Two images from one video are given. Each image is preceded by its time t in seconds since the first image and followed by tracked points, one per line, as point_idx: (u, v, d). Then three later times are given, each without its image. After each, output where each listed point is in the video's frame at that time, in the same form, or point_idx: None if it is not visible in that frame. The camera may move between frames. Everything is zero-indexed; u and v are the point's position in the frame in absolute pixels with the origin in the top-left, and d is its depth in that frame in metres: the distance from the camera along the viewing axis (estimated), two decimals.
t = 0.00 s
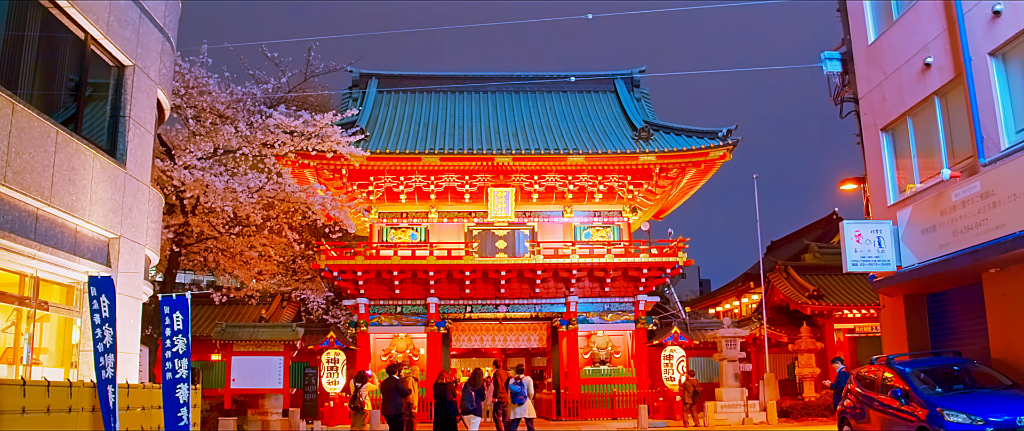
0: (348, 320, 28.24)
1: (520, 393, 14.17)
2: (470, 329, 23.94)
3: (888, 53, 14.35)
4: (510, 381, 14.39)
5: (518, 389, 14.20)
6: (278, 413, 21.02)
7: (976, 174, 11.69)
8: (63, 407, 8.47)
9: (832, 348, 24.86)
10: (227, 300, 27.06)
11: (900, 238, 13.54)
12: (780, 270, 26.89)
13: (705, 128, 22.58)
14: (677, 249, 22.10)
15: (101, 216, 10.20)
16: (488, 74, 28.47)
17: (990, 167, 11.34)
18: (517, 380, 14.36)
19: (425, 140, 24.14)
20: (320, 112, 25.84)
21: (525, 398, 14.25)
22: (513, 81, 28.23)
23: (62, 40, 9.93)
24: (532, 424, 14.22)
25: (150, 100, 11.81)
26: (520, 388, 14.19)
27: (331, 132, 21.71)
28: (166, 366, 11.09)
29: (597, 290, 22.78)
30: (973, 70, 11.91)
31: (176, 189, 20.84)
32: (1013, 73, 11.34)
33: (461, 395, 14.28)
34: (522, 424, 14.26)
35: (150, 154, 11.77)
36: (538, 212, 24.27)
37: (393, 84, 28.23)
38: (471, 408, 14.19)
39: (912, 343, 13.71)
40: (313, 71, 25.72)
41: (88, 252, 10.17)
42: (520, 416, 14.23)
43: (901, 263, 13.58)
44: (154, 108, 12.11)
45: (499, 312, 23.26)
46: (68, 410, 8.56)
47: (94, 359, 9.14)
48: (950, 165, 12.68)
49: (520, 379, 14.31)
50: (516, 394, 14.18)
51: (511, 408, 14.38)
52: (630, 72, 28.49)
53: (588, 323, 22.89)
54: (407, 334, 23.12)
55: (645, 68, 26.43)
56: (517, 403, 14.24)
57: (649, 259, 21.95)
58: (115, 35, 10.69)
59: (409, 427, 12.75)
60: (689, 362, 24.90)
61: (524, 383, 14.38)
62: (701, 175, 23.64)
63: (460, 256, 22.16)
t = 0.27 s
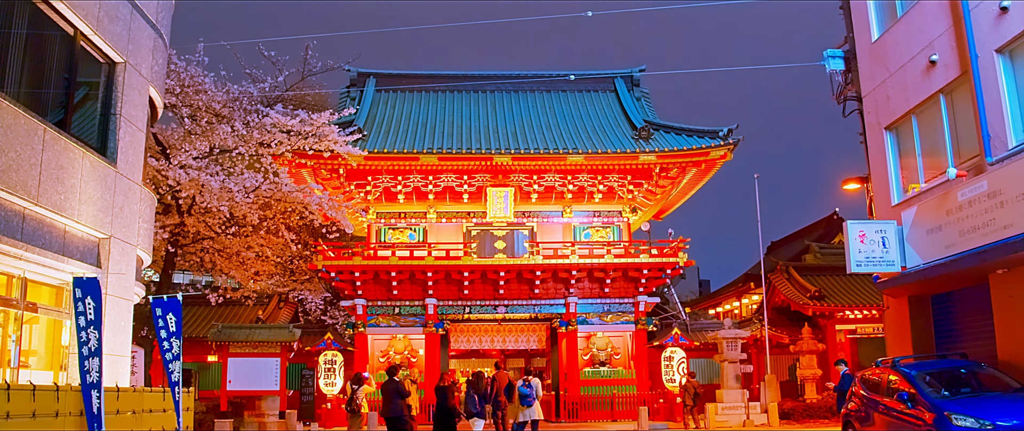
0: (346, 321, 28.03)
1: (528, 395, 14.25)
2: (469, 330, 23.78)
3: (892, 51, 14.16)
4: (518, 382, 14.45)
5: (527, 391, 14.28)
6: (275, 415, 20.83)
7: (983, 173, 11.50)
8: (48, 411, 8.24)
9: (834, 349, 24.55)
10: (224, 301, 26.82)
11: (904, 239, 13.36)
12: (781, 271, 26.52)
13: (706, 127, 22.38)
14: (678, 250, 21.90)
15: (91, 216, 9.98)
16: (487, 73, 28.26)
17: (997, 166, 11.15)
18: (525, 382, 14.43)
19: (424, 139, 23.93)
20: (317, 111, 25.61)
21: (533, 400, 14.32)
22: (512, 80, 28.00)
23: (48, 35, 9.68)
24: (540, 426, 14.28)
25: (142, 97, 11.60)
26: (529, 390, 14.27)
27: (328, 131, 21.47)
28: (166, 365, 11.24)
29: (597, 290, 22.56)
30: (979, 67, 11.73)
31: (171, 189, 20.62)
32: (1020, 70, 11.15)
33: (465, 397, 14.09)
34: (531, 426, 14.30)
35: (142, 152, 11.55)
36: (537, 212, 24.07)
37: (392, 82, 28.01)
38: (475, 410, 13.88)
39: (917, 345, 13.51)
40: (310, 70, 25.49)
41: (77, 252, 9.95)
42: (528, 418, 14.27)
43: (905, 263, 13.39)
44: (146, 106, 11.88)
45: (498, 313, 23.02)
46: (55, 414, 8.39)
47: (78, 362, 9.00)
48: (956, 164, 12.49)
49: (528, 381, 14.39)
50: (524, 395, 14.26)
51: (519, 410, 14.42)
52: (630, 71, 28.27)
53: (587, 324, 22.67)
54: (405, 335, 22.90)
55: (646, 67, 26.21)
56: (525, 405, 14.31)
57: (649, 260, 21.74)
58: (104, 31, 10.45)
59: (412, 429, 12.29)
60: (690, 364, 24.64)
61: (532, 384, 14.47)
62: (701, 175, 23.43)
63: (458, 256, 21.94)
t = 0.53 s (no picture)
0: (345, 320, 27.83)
1: (536, 396, 14.32)
2: (469, 329, 23.57)
3: (898, 46, 13.95)
4: (525, 381, 14.49)
5: (534, 391, 14.30)
6: (272, 415, 20.64)
7: (991, 169, 11.28)
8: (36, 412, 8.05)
9: (837, 348, 24.31)
10: (221, 300, 26.59)
11: (911, 237, 13.14)
12: (781, 271, 26.40)
13: (708, 125, 22.17)
14: (679, 248, 21.70)
15: (82, 212, 9.78)
16: (487, 70, 28.03)
17: (1007, 162, 10.94)
18: (531, 380, 14.50)
19: (423, 137, 23.72)
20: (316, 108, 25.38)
21: (540, 400, 14.42)
22: (512, 78, 27.76)
23: (37, 27, 9.48)
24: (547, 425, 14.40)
25: (135, 92, 11.39)
26: (536, 390, 14.34)
27: (326, 128, 21.25)
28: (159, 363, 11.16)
29: (598, 289, 22.37)
30: (988, 62, 11.51)
31: (168, 186, 20.44)
32: None
33: (471, 396, 13.90)
34: (538, 425, 14.42)
35: (136, 148, 11.35)
36: (537, 210, 23.86)
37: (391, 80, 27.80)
38: (481, 410, 13.67)
39: (924, 345, 13.28)
40: (309, 67, 25.26)
41: (68, 250, 9.75)
42: (536, 417, 14.36)
43: (912, 262, 13.17)
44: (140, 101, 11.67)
45: (498, 312, 22.78)
46: (43, 415, 8.21)
47: (64, 362, 8.78)
48: (964, 161, 12.28)
49: (535, 381, 14.44)
50: (530, 394, 14.34)
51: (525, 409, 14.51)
52: (631, 69, 28.05)
53: (588, 324, 22.43)
54: (405, 334, 22.68)
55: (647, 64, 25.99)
56: (532, 404, 14.40)
57: (651, 258, 21.55)
58: (97, 23, 10.25)
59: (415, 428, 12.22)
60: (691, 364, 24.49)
61: (539, 384, 14.53)
62: (703, 174, 23.22)
63: (458, 255, 21.73)
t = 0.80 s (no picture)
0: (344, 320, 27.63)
1: (541, 397, 14.37)
2: (468, 329, 23.35)
3: (904, 42, 13.75)
4: (531, 383, 14.55)
5: (539, 392, 14.38)
6: (270, 415, 20.46)
7: (1001, 167, 11.07)
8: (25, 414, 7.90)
9: (840, 348, 24.06)
10: (219, 299, 26.40)
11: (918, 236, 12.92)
12: (785, 269, 26.47)
13: (710, 123, 21.96)
14: (681, 247, 21.50)
15: (74, 210, 9.57)
16: (487, 68, 27.80)
17: (1017, 159, 10.72)
18: (537, 382, 14.56)
19: (422, 135, 23.51)
20: (315, 106, 25.16)
21: (546, 401, 14.46)
22: (512, 76, 27.53)
23: (27, 19, 9.28)
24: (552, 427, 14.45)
25: (129, 87, 11.19)
26: (541, 392, 14.39)
27: (325, 126, 21.04)
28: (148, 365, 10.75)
29: (598, 289, 22.16)
30: (998, 57, 11.31)
31: (165, 184, 20.27)
32: None
33: (476, 396, 13.72)
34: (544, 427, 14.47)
35: (129, 144, 11.14)
36: (537, 209, 23.64)
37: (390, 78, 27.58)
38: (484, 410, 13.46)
39: (931, 345, 13.07)
40: (308, 64, 25.04)
41: (59, 248, 9.55)
42: (541, 419, 14.42)
43: (919, 261, 12.95)
44: (134, 96, 11.46)
45: (498, 312, 22.58)
46: (30, 417, 8.00)
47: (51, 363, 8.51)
48: (972, 159, 12.07)
49: (541, 382, 14.49)
50: (536, 396, 14.40)
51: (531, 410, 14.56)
52: (632, 67, 27.84)
53: (589, 324, 22.22)
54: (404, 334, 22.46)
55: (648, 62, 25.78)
56: (538, 406, 14.43)
57: (652, 258, 21.37)
58: (89, 16, 10.05)
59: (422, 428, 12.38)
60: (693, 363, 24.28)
61: (545, 385, 14.58)
62: (704, 172, 23.01)
63: (458, 254, 21.53)
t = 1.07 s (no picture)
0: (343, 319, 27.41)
1: (548, 396, 14.16)
2: (468, 327, 23.02)
3: (911, 35, 13.53)
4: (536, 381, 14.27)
5: (546, 391, 14.13)
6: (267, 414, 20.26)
7: (1011, 161, 10.86)
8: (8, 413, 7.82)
9: (843, 347, 23.98)
10: (216, 297, 26.16)
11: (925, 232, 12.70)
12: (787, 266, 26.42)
13: (711, 120, 21.72)
14: (683, 245, 21.27)
15: (62, 205, 9.34)
16: (487, 64, 27.54)
17: None
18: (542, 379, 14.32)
19: (421, 131, 23.28)
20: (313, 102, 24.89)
21: (552, 399, 14.27)
22: (512, 72, 27.29)
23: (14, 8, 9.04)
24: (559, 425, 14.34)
25: (120, 80, 10.96)
26: (548, 390, 14.16)
27: (322, 122, 20.78)
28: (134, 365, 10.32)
29: (599, 287, 21.94)
30: (1007, 49, 11.09)
31: (160, 181, 20.05)
32: None
33: (479, 395, 13.50)
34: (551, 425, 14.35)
35: (120, 138, 10.91)
36: (537, 207, 23.31)
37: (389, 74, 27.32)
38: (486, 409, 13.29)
39: (938, 344, 12.84)
40: (306, 61, 24.80)
41: (47, 243, 9.32)
42: (548, 417, 14.30)
43: (926, 258, 12.73)
44: (125, 90, 11.22)
45: (497, 311, 22.36)
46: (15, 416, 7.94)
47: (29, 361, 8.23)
48: (981, 153, 11.85)
49: (546, 380, 14.25)
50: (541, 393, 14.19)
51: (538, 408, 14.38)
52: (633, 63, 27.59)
53: (589, 322, 21.99)
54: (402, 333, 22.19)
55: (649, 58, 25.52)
56: (544, 404, 14.25)
57: (654, 255, 21.16)
58: (78, 6, 9.81)
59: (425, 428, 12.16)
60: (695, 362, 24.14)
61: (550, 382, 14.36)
62: (706, 169, 22.78)
63: (457, 252, 21.32)
